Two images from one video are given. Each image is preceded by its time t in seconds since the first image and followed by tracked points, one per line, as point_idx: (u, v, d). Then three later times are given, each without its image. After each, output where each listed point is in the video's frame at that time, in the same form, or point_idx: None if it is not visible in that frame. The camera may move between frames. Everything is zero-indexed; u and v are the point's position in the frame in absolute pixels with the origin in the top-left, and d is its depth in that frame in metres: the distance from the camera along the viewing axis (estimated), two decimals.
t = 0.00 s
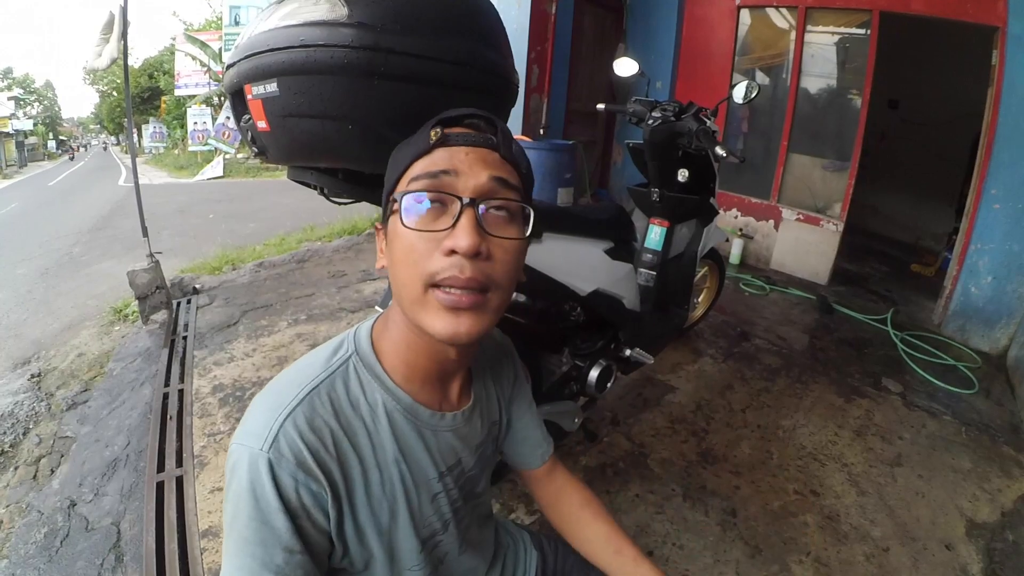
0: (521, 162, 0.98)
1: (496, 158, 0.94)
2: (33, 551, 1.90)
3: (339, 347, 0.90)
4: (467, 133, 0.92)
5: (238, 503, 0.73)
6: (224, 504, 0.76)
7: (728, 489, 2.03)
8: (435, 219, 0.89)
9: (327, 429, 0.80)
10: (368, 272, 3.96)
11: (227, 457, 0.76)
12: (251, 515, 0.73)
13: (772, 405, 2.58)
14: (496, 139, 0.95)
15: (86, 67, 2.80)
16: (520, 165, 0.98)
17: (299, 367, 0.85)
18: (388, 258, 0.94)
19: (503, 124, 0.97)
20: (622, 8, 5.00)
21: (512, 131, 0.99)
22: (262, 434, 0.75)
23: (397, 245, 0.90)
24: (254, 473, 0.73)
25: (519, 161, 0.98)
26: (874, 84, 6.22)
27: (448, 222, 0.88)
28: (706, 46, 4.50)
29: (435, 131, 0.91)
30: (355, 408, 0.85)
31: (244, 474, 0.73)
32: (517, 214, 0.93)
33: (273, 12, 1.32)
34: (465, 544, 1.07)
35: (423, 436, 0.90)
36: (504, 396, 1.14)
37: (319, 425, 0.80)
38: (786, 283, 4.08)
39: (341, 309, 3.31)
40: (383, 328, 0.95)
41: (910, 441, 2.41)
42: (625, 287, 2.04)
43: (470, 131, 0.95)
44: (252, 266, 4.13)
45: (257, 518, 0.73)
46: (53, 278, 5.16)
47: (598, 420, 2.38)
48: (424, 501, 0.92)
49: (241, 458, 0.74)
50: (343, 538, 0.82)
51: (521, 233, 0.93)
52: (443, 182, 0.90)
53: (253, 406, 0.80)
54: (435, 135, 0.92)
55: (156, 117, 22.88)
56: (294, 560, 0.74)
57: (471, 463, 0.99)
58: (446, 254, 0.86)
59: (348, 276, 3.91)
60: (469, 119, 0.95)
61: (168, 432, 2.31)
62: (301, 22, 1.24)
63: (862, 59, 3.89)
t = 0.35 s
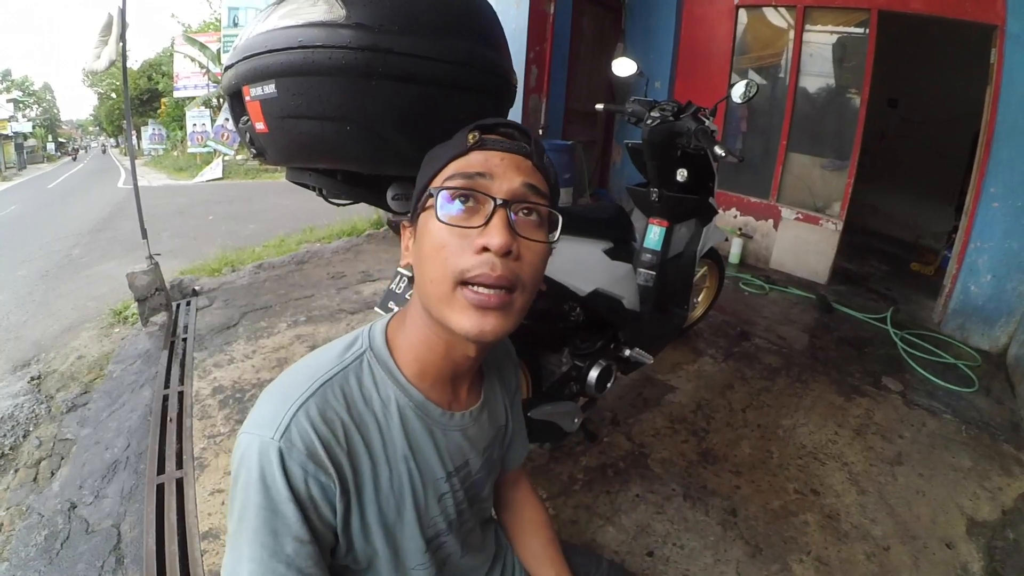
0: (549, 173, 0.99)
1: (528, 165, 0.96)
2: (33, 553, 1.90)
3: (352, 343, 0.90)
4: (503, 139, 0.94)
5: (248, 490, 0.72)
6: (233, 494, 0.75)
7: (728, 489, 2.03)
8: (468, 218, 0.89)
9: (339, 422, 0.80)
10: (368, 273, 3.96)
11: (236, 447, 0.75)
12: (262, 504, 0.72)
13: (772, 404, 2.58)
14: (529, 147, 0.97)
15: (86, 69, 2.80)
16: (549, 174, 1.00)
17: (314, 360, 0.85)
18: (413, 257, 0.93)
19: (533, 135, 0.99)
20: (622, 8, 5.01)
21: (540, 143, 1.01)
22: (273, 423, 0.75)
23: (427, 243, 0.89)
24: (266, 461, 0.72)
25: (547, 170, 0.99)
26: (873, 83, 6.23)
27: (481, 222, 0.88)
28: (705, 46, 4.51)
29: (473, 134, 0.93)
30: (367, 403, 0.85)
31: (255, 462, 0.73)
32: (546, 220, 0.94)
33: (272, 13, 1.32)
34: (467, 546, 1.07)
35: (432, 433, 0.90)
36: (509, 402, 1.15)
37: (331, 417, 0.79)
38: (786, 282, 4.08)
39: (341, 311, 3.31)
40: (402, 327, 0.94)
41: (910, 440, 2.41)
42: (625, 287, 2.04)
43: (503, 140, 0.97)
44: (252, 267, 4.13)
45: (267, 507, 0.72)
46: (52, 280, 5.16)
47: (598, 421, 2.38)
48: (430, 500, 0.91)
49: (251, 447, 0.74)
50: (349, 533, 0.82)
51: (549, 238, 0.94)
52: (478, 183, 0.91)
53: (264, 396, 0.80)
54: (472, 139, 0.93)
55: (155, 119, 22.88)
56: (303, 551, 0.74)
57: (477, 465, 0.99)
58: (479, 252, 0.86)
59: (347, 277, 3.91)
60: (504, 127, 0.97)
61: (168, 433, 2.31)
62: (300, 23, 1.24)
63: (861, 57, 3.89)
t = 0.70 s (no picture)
0: (546, 171, 1.01)
1: (528, 163, 0.97)
2: (30, 552, 1.91)
3: (354, 337, 0.91)
4: (503, 138, 0.95)
5: (250, 477, 0.73)
6: (236, 483, 0.76)
7: (724, 488, 2.04)
8: (472, 212, 0.89)
9: (340, 412, 0.80)
10: (365, 273, 3.96)
11: (238, 435, 0.76)
12: (264, 491, 0.73)
13: (768, 404, 2.59)
14: (527, 146, 0.98)
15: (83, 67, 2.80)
16: (547, 173, 1.01)
17: (316, 352, 0.86)
18: (416, 255, 0.93)
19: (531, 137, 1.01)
20: (619, 8, 5.01)
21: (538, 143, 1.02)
22: (276, 411, 0.76)
23: (431, 238, 0.89)
24: (268, 449, 0.73)
25: (545, 170, 1.01)
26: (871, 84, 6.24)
27: (485, 215, 0.89)
28: (703, 46, 4.51)
29: (474, 132, 0.94)
30: (368, 396, 0.85)
31: (257, 450, 0.73)
32: (546, 215, 0.95)
33: (269, 12, 1.32)
34: (465, 542, 1.07)
35: (432, 427, 0.90)
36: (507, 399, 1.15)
37: (332, 407, 0.80)
38: (782, 282, 4.09)
39: (338, 310, 3.31)
40: (403, 323, 0.94)
41: (906, 440, 2.42)
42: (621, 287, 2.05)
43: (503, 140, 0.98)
44: (249, 266, 4.12)
45: (271, 495, 0.73)
46: (50, 279, 5.16)
47: (594, 419, 2.38)
48: (429, 494, 0.91)
49: (253, 435, 0.75)
50: (349, 524, 0.82)
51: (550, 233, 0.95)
52: (481, 178, 0.91)
53: (267, 386, 0.81)
54: (474, 137, 0.94)
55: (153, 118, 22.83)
56: (306, 537, 0.75)
57: (476, 461, 0.99)
58: (484, 244, 0.85)
59: (345, 276, 3.91)
60: (503, 128, 0.98)
61: (165, 432, 2.31)
62: (296, 22, 1.24)
63: (858, 58, 3.90)
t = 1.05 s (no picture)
0: (526, 175, 1.01)
1: (509, 168, 0.97)
2: (25, 563, 1.90)
3: (328, 352, 0.90)
4: (485, 144, 0.95)
5: (229, 502, 0.73)
6: (217, 509, 0.75)
7: (718, 491, 2.04)
8: (454, 219, 0.89)
9: (317, 431, 0.80)
10: (358, 280, 3.96)
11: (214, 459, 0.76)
12: (245, 515, 0.73)
13: (761, 405, 2.60)
14: (508, 151, 0.97)
15: (74, 75, 2.80)
16: (528, 178, 1.01)
17: (290, 370, 0.85)
18: (397, 263, 0.92)
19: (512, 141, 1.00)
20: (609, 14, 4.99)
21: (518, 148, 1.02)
22: (250, 434, 0.75)
23: (413, 247, 0.88)
24: (245, 474, 0.73)
25: (526, 174, 1.00)
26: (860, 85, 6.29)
27: (468, 223, 0.88)
28: (694, 49, 4.54)
29: (455, 138, 0.92)
30: (345, 413, 0.85)
31: (234, 474, 0.73)
32: (528, 221, 0.95)
33: (256, 24, 1.33)
34: (454, 548, 1.08)
35: (414, 440, 0.91)
36: (490, 404, 1.16)
37: (309, 426, 0.80)
38: (775, 284, 4.11)
39: (331, 317, 3.31)
40: (384, 332, 0.94)
41: (900, 439, 2.44)
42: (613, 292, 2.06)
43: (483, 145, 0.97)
44: (242, 274, 4.12)
45: (252, 519, 0.73)
46: (41, 288, 5.13)
47: (588, 424, 2.39)
48: (414, 505, 0.92)
49: (230, 459, 0.74)
50: (334, 541, 0.83)
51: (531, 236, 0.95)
52: (464, 185, 0.91)
53: (241, 409, 0.80)
54: (456, 143, 0.93)
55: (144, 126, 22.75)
56: (292, 558, 0.75)
57: (460, 469, 1.00)
58: (468, 253, 0.85)
59: (338, 283, 3.91)
60: (482, 133, 0.97)
61: (158, 442, 2.30)
62: (283, 35, 1.25)
63: (847, 59, 3.93)
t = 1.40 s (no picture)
0: (502, 194, 1.01)
1: (483, 191, 0.97)
2: None
3: (332, 392, 0.92)
4: (452, 169, 0.94)
5: (236, 546, 0.73)
6: (223, 559, 0.75)
7: (720, 513, 2.04)
8: (435, 253, 0.89)
9: (324, 474, 0.81)
10: (362, 300, 3.98)
11: (222, 505, 0.77)
12: (253, 563, 0.72)
13: (764, 426, 2.60)
14: (479, 173, 0.97)
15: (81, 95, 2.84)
16: (505, 197, 1.01)
17: (294, 413, 0.87)
18: (386, 302, 0.93)
19: (481, 161, 1.00)
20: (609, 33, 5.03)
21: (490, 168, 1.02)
22: (257, 480, 0.77)
23: (400, 286, 0.88)
24: (252, 521, 0.73)
25: (501, 193, 1.00)
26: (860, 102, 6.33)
27: (450, 255, 0.88)
28: (694, 67, 4.58)
29: (423, 169, 0.92)
30: (352, 453, 0.87)
31: (242, 522, 0.74)
32: (508, 242, 0.95)
33: (257, 57, 1.36)
34: None
35: (421, 476, 0.92)
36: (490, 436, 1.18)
37: (316, 470, 0.81)
38: (778, 302, 4.11)
39: (334, 338, 3.33)
40: (382, 371, 0.95)
41: (904, 458, 2.43)
42: (613, 316, 2.08)
43: (452, 170, 0.97)
44: (246, 293, 4.15)
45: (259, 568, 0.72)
46: (46, 304, 5.16)
47: (590, 446, 2.39)
48: (423, 542, 0.93)
49: (238, 507, 0.75)
50: None
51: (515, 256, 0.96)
52: (439, 217, 0.90)
53: (246, 453, 0.81)
54: (423, 174, 0.93)
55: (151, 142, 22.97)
56: None
57: (466, 501, 1.02)
58: (454, 286, 0.85)
59: (342, 302, 3.93)
60: (450, 158, 0.97)
61: (161, 461, 2.31)
62: (283, 70, 1.28)
63: (846, 78, 3.95)
